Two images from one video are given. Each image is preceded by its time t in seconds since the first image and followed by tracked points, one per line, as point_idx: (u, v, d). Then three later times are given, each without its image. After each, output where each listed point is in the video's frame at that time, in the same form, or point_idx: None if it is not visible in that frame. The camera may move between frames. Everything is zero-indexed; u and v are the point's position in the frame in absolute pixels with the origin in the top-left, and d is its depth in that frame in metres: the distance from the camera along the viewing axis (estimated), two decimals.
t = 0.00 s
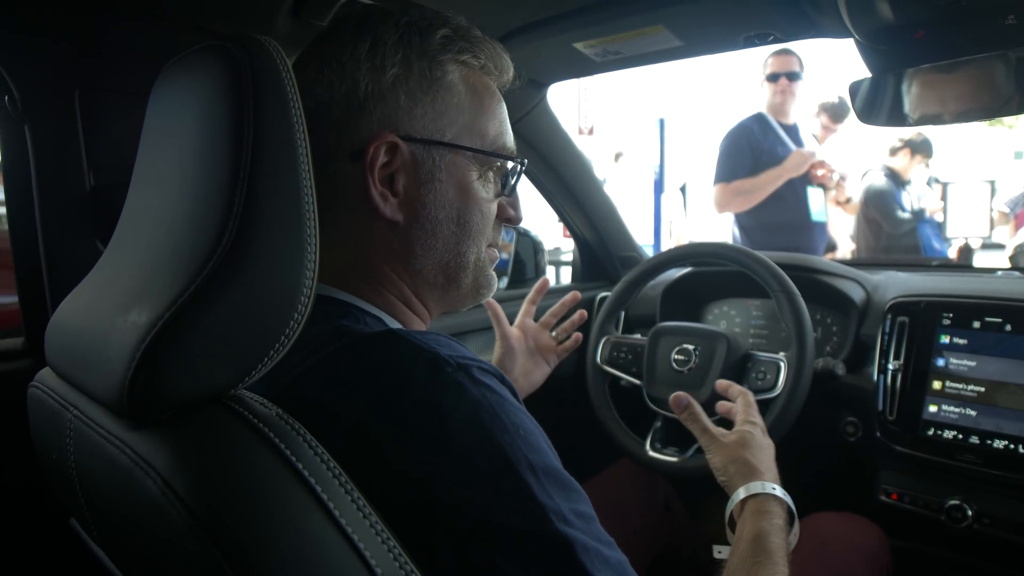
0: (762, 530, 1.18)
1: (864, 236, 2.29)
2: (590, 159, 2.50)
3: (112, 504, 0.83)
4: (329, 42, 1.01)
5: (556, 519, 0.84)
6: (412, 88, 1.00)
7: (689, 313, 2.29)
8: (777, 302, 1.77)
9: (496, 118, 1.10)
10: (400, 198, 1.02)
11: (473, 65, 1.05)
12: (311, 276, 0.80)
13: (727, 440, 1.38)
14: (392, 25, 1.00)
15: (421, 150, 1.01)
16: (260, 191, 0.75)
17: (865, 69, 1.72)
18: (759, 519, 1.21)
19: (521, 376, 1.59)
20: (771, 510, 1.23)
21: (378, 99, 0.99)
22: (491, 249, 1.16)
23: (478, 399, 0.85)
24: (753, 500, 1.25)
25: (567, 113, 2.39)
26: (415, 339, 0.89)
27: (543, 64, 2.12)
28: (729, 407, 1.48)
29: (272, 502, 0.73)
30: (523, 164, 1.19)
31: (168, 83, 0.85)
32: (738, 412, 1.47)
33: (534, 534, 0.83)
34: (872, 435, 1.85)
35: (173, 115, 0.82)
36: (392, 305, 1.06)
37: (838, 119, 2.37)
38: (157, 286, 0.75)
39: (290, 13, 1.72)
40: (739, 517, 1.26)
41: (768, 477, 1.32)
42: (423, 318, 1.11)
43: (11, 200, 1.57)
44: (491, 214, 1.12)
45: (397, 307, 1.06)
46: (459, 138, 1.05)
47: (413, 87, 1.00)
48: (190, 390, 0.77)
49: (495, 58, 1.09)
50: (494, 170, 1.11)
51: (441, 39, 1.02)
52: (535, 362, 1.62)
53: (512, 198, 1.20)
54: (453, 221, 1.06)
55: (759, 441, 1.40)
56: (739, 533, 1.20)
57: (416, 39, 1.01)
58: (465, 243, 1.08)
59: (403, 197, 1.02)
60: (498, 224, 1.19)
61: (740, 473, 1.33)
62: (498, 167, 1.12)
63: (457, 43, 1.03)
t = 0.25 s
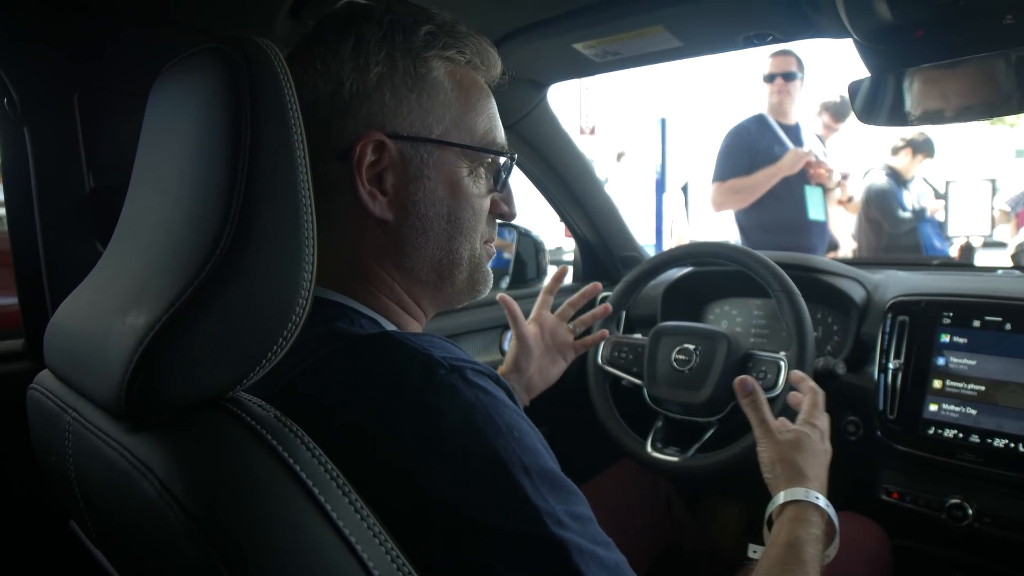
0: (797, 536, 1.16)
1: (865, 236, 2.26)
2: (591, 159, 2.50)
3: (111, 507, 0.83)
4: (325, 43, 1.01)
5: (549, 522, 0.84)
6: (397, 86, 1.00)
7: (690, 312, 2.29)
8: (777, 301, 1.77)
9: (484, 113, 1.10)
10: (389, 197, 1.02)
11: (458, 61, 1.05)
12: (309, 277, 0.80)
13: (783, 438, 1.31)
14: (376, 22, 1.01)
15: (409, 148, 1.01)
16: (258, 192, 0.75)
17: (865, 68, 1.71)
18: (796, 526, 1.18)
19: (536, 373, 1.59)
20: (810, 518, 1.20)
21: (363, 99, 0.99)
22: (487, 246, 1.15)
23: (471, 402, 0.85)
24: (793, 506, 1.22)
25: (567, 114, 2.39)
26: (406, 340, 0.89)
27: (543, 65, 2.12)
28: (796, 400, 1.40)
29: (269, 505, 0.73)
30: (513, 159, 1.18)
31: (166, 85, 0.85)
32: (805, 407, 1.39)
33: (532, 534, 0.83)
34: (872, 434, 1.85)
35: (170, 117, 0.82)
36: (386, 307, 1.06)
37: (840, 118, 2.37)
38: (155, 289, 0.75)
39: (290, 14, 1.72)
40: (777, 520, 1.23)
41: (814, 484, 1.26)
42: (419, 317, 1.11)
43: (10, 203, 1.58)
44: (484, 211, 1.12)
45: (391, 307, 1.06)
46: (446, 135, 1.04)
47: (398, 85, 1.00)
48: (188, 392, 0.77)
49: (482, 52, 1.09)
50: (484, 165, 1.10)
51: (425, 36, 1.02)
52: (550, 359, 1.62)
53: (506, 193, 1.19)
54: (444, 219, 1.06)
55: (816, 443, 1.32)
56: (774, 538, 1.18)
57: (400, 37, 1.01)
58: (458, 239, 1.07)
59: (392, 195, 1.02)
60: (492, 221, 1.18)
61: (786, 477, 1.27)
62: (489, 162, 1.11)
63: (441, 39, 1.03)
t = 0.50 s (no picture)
0: (812, 544, 1.14)
1: (865, 236, 2.27)
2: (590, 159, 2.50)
3: (108, 508, 0.84)
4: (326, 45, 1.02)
5: (550, 523, 0.84)
6: (421, 95, 1.00)
7: (689, 312, 2.29)
8: (776, 301, 1.77)
9: (506, 128, 1.10)
10: (405, 203, 1.02)
11: (484, 74, 1.05)
12: (306, 279, 0.80)
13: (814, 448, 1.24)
14: (405, 30, 1.02)
15: (427, 155, 1.02)
16: (255, 194, 0.75)
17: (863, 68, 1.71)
18: (812, 534, 1.16)
19: (534, 365, 1.60)
20: (826, 527, 1.17)
21: (386, 104, 0.99)
22: (495, 259, 1.15)
23: (474, 403, 0.85)
24: (810, 514, 1.19)
25: (567, 114, 2.39)
26: (415, 343, 0.89)
27: (541, 65, 2.12)
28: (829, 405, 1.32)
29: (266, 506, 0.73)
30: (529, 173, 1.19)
31: (164, 87, 0.86)
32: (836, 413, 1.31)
33: (530, 535, 0.83)
34: (872, 434, 1.85)
35: (168, 120, 0.82)
36: (390, 309, 1.06)
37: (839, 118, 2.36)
38: (152, 291, 0.75)
39: (288, 15, 1.72)
40: (793, 526, 1.21)
41: (835, 494, 1.22)
42: (424, 324, 1.11)
43: (8, 204, 1.58)
44: (496, 224, 1.12)
45: (396, 311, 1.06)
46: (465, 145, 1.05)
47: (422, 94, 1.00)
48: (185, 394, 0.77)
49: (508, 68, 1.09)
50: (500, 180, 1.11)
51: (452, 47, 1.02)
52: (548, 349, 1.63)
53: (519, 208, 1.20)
54: (457, 229, 1.06)
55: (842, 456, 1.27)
56: (789, 547, 1.16)
57: (427, 47, 1.01)
58: (468, 250, 1.08)
59: (408, 201, 1.02)
60: (504, 234, 1.18)
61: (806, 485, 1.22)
62: (505, 177, 1.12)
63: (468, 52, 1.03)
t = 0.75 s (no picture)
0: (818, 565, 1.14)
1: (865, 237, 2.28)
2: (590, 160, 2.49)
3: (106, 510, 0.83)
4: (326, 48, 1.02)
5: (552, 521, 0.84)
6: (449, 107, 1.00)
7: (688, 313, 2.29)
8: (775, 302, 1.77)
9: (529, 144, 1.10)
10: (427, 210, 1.02)
11: (513, 91, 1.05)
12: (305, 280, 0.80)
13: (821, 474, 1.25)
14: (436, 42, 1.01)
15: (452, 165, 1.01)
16: (252, 195, 0.75)
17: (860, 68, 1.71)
18: (820, 554, 1.16)
19: (552, 401, 1.59)
20: (834, 548, 1.17)
21: (415, 112, 0.99)
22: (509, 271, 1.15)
23: (480, 403, 0.85)
24: (820, 534, 1.19)
25: (566, 115, 2.38)
26: (421, 342, 0.89)
27: (539, 67, 2.12)
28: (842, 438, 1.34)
29: (263, 506, 0.73)
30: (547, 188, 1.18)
31: (161, 89, 0.85)
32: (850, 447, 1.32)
33: (530, 534, 0.83)
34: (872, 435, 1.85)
35: (166, 121, 0.82)
36: (403, 312, 1.05)
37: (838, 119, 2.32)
38: (150, 292, 0.75)
39: (287, 16, 1.72)
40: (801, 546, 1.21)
41: (844, 516, 1.22)
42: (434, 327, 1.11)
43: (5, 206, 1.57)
44: (512, 236, 1.12)
45: (409, 314, 1.06)
46: (489, 158, 1.04)
47: (450, 107, 1.00)
48: (183, 396, 0.77)
49: (537, 85, 1.08)
50: (520, 194, 1.10)
51: (482, 61, 1.02)
52: (568, 387, 1.63)
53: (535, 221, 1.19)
54: (475, 239, 1.06)
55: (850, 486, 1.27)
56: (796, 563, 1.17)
57: (458, 60, 1.01)
58: (484, 260, 1.08)
59: (430, 209, 1.02)
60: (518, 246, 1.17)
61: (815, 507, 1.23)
62: (525, 193, 1.11)
63: (499, 68, 1.03)
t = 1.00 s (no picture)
0: (808, 564, 1.10)
1: (865, 239, 2.25)
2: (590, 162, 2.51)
3: (107, 511, 0.83)
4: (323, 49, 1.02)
5: (546, 520, 0.85)
6: (414, 96, 1.01)
7: (688, 314, 2.29)
8: (774, 303, 1.77)
9: (495, 126, 1.11)
10: (403, 202, 1.03)
11: (474, 74, 1.05)
12: (305, 281, 0.80)
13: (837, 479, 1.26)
14: (394, 34, 1.02)
15: (423, 155, 1.02)
16: (253, 196, 0.76)
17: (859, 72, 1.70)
18: (809, 554, 1.12)
19: (612, 421, 1.64)
20: (823, 547, 1.13)
21: (381, 107, 1.00)
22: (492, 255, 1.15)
23: (471, 405, 0.85)
24: (811, 534, 1.15)
25: (565, 117, 2.38)
26: (414, 345, 0.89)
27: (539, 69, 2.12)
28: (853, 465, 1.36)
29: (265, 507, 0.73)
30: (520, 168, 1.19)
31: (161, 91, 0.86)
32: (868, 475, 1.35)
33: (529, 533, 0.84)
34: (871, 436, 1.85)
35: (167, 123, 0.82)
36: (394, 309, 1.05)
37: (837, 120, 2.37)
38: (152, 294, 0.75)
39: (287, 18, 1.73)
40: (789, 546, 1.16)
41: (837, 520, 1.19)
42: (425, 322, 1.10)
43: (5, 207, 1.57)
44: (491, 218, 1.12)
45: (398, 310, 1.06)
46: (459, 144, 1.05)
47: (414, 95, 1.01)
48: (184, 397, 0.77)
49: (496, 67, 1.09)
50: (493, 176, 1.11)
51: (442, 49, 1.03)
52: (630, 409, 1.67)
53: (512, 202, 1.20)
54: (454, 225, 1.06)
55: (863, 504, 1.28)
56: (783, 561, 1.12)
57: (417, 48, 1.02)
58: (466, 246, 1.08)
59: (406, 200, 1.03)
60: (498, 230, 1.18)
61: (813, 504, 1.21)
62: (498, 174, 1.12)
63: (458, 52, 1.04)
